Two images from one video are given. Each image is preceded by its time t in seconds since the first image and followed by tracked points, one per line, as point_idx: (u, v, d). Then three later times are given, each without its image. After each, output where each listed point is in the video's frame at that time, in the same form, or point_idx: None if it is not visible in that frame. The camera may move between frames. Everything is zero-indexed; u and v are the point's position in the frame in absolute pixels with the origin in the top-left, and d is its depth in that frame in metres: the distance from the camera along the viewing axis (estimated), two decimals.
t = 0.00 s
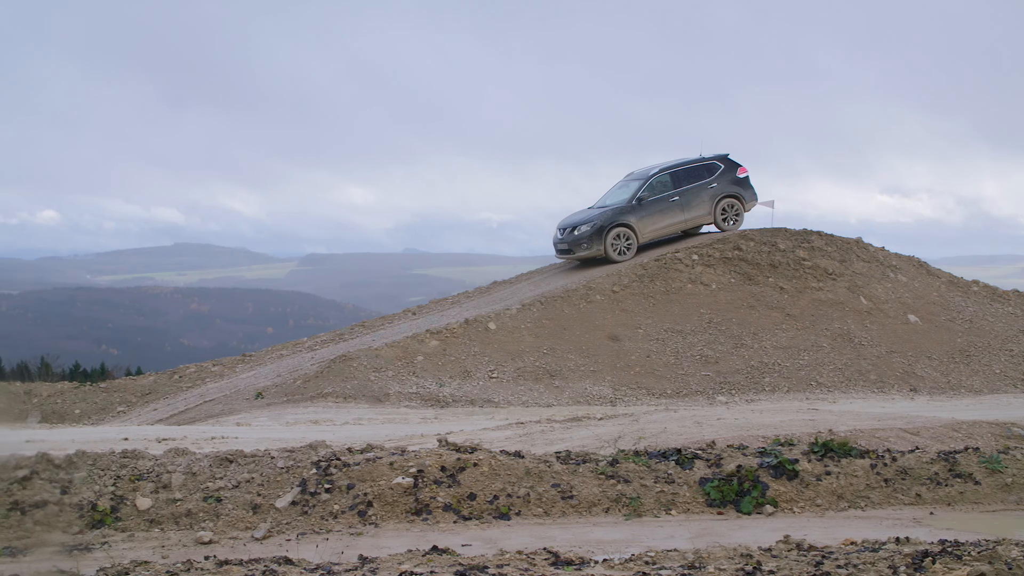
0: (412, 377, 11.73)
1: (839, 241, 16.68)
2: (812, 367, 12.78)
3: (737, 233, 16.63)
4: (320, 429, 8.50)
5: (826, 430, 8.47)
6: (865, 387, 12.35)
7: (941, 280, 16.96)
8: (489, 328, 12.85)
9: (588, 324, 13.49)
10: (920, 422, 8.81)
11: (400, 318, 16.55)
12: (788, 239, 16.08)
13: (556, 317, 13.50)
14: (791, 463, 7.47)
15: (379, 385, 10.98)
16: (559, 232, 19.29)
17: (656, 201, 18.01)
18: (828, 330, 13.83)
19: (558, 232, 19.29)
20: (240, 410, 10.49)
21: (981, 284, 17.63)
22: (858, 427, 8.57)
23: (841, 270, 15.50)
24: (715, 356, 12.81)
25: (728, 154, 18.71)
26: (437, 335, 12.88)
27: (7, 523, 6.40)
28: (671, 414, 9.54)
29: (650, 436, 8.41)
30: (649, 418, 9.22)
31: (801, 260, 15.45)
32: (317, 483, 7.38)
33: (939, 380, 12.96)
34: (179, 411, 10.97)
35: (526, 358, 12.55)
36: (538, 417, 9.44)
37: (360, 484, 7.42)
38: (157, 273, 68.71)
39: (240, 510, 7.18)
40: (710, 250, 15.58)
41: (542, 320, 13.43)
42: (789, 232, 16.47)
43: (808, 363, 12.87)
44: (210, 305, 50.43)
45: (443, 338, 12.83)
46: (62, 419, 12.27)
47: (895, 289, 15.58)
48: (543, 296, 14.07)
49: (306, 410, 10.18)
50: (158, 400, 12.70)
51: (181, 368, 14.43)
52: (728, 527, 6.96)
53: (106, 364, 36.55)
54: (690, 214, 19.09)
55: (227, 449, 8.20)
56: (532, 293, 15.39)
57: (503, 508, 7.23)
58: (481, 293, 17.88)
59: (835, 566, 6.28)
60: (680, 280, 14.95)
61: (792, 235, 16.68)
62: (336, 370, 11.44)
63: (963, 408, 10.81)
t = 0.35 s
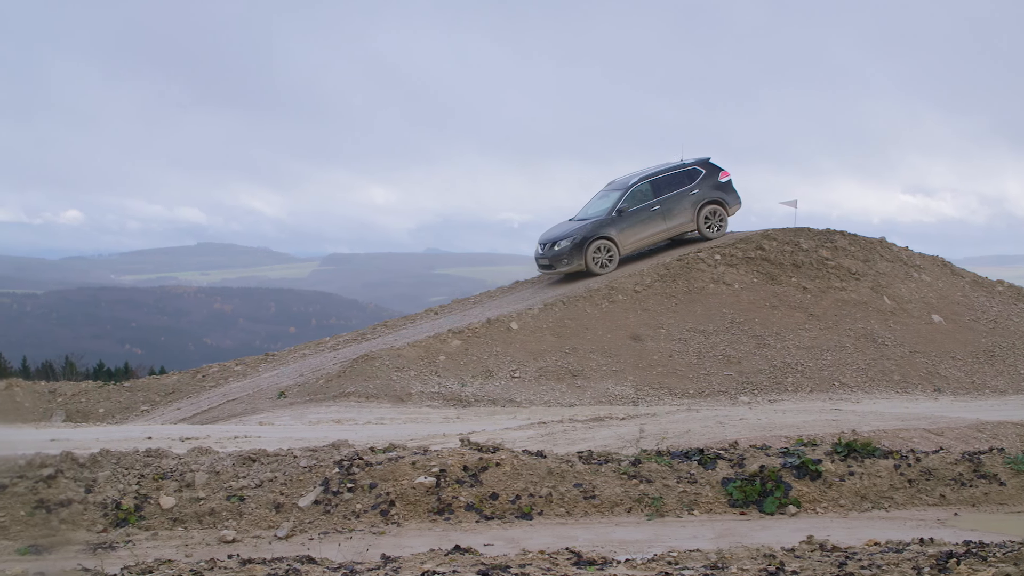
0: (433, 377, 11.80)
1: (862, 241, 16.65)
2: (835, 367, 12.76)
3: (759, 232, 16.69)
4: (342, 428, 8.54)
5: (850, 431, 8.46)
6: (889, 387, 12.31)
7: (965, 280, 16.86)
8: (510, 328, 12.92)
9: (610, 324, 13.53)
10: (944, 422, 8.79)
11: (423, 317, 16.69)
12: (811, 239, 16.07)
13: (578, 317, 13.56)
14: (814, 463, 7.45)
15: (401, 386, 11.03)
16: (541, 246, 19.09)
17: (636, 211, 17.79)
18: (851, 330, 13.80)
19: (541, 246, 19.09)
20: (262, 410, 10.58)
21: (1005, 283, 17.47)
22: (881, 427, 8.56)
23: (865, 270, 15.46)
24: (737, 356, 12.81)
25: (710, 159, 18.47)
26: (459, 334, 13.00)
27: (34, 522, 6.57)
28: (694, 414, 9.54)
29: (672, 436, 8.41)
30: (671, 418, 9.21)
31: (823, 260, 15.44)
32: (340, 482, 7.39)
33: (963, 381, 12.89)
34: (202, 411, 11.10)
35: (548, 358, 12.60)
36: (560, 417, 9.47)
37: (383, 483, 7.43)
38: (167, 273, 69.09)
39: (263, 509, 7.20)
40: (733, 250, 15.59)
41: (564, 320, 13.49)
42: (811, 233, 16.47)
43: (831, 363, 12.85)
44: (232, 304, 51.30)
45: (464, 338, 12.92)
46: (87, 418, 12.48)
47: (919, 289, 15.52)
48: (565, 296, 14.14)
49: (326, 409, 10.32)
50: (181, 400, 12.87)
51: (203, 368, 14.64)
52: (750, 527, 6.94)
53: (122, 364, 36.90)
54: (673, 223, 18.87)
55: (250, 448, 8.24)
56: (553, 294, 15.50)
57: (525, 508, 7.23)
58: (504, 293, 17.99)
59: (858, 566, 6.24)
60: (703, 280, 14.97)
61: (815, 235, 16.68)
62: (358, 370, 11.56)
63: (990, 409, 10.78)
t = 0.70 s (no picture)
0: (451, 377, 11.84)
1: (882, 240, 16.64)
2: (856, 367, 12.75)
3: (779, 233, 16.82)
4: (361, 426, 8.60)
5: (871, 431, 8.45)
6: (910, 387, 12.26)
7: (987, 280, 16.77)
8: (530, 328, 13.05)
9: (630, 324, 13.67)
10: (966, 423, 8.79)
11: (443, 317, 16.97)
12: (832, 238, 16.09)
13: (598, 318, 13.76)
14: (834, 463, 7.44)
15: (420, 385, 11.05)
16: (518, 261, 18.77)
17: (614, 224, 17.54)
18: (872, 330, 13.79)
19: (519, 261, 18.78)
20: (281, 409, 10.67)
21: None
22: (902, 427, 8.55)
23: (885, 270, 15.44)
24: (757, 355, 12.82)
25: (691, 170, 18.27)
26: (479, 334, 13.16)
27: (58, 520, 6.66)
28: (714, 414, 9.53)
29: (692, 435, 8.40)
30: (691, 417, 9.18)
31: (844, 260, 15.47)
32: (360, 481, 7.40)
33: (985, 380, 12.81)
34: (223, 411, 11.27)
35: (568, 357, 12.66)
36: (579, 417, 9.51)
37: (402, 483, 7.44)
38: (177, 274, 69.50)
39: (284, 508, 7.22)
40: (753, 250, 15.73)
41: (584, 319, 13.67)
42: (831, 232, 16.48)
43: (852, 363, 12.84)
44: (252, 304, 51.80)
45: (484, 338, 13.11)
46: (109, 417, 12.71)
47: (940, 289, 15.48)
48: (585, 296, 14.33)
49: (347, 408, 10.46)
50: (202, 400, 13.06)
51: (223, 368, 14.88)
52: (770, 528, 6.92)
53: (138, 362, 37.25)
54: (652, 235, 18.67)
55: (270, 447, 8.27)
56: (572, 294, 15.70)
57: (545, 507, 7.23)
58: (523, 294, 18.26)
59: (880, 567, 6.20)
60: (723, 280, 15.11)
61: (836, 235, 16.70)
62: (377, 370, 11.73)
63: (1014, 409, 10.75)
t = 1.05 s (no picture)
0: (477, 377, 12.02)
1: (910, 240, 16.63)
2: (882, 368, 12.72)
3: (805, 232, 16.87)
4: (387, 426, 8.68)
5: (898, 432, 8.43)
6: (938, 387, 12.22)
7: (1014, 280, 16.62)
8: (555, 327, 13.20)
9: (655, 324, 13.78)
10: (996, 424, 8.76)
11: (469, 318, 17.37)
12: (858, 238, 16.14)
13: (623, 317, 13.92)
14: (861, 464, 7.41)
15: (446, 385, 11.25)
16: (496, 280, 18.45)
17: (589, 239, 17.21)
18: (899, 331, 13.76)
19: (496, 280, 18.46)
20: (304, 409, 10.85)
21: None
22: (929, 429, 8.53)
23: (912, 270, 15.43)
24: (783, 356, 12.86)
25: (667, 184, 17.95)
26: (504, 334, 13.32)
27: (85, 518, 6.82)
28: (739, 415, 9.55)
29: (717, 435, 8.39)
30: (716, 418, 9.18)
31: (870, 260, 15.47)
32: (385, 480, 7.41)
33: (1013, 381, 12.70)
34: (248, 410, 11.49)
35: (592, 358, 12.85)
36: (605, 417, 9.57)
37: (427, 482, 7.45)
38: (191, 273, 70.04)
39: (309, 507, 7.24)
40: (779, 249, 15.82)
41: (609, 320, 13.82)
42: (857, 232, 16.50)
43: (879, 363, 12.82)
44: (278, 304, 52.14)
45: (509, 338, 13.27)
46: (136, 415, 13.04)
47: (968, 289, 15.42)
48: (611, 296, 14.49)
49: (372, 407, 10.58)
50: (229, 398, 13.33)
51: (251, 367, 15.24)
52: (796, 529, 6.90)
53: (161, 362, 37.67)
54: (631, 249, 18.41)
55: (295, 446, 8.30)
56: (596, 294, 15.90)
57: (570, 507, 7.23)
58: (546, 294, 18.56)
59: (907, 569, 6.15)
60: (749, 279, 15.21)
61: (862, 235, 16.72)
62: (402, 370, 11.87)
63: None
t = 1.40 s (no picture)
0: (511, 376, 12.56)
1: (948, 241, 16.63)
2: (918, 368, 12.72)
3: (842, 232, 16.98)
4: (423, 426, 8.79)
5: (935, 432, 8.41)
6: (976, 389, 12.17)
7: None
8: (588, 328, 13.70)
9: (690, 324, 13.99)
10: None
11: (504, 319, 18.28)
12: (895, 238, 16.17)
13: (657, 317, 14.22)
14: (899, 466, 7.37)
15: (480, 385, 11.69)
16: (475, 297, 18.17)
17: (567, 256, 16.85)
18: (936, 332, 13.73)
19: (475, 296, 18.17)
20: (340, 406, 11.19)
21: None
22: (968, 430, 8.49)
23: (951, 270, 15.46)
24: (819, 356, 12.98)
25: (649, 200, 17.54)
26: (539, 334, 13.79)
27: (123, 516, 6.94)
28: (774, 415, 9.55)
29: (753, 435, 8.36)
30: (752, 419, 9.17)
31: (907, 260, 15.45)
32: (420, 480, 7.44)
33: None
34: (285, 409, 12.08)
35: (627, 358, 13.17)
36: (640, 417, 9.65)
37: (463, 482, 7.47)
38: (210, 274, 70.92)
39: (345, 506, 7.27)
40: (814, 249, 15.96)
41: (643, 320, 14.14)
42: (895, 232, 16.51)
43: (915, 364, 12.82)
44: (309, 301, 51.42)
45: (543, 338, 13.75)
46: (173, 414, 13.54)
47: (1007, 289, 15.33)
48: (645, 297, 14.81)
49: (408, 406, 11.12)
50: (265, 397, 13.74)
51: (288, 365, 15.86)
52: (833, 530, 6.86)
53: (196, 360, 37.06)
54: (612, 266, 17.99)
55: (330, 445, 8.35)
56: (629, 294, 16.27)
57: (605, 507, 7.23)
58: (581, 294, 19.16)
59: (946, 571, 6.07)
60: (784, 279, 15.37)
61: (899, 234, 16.73)
62: (437, 369, 12.40)
63: None
